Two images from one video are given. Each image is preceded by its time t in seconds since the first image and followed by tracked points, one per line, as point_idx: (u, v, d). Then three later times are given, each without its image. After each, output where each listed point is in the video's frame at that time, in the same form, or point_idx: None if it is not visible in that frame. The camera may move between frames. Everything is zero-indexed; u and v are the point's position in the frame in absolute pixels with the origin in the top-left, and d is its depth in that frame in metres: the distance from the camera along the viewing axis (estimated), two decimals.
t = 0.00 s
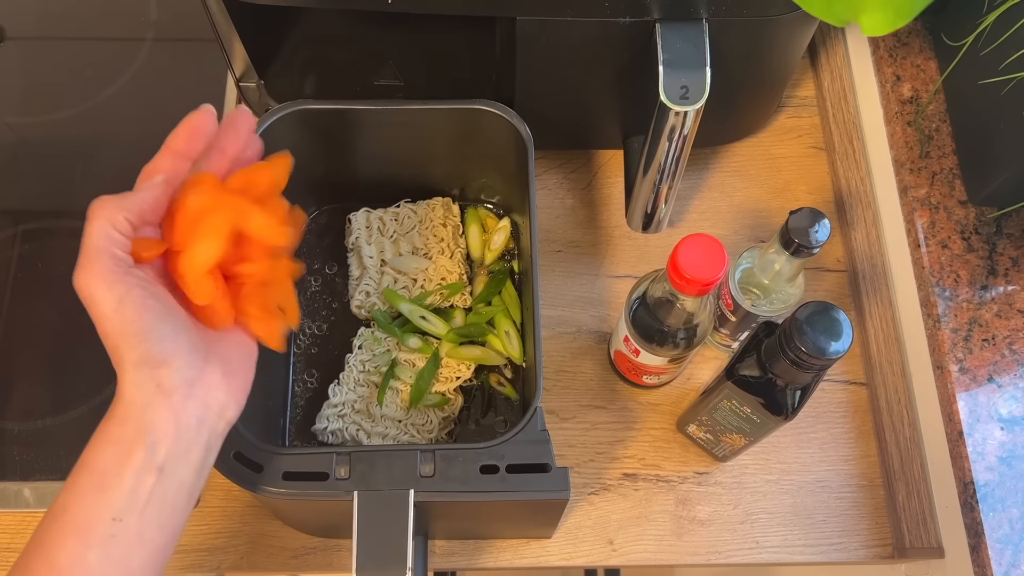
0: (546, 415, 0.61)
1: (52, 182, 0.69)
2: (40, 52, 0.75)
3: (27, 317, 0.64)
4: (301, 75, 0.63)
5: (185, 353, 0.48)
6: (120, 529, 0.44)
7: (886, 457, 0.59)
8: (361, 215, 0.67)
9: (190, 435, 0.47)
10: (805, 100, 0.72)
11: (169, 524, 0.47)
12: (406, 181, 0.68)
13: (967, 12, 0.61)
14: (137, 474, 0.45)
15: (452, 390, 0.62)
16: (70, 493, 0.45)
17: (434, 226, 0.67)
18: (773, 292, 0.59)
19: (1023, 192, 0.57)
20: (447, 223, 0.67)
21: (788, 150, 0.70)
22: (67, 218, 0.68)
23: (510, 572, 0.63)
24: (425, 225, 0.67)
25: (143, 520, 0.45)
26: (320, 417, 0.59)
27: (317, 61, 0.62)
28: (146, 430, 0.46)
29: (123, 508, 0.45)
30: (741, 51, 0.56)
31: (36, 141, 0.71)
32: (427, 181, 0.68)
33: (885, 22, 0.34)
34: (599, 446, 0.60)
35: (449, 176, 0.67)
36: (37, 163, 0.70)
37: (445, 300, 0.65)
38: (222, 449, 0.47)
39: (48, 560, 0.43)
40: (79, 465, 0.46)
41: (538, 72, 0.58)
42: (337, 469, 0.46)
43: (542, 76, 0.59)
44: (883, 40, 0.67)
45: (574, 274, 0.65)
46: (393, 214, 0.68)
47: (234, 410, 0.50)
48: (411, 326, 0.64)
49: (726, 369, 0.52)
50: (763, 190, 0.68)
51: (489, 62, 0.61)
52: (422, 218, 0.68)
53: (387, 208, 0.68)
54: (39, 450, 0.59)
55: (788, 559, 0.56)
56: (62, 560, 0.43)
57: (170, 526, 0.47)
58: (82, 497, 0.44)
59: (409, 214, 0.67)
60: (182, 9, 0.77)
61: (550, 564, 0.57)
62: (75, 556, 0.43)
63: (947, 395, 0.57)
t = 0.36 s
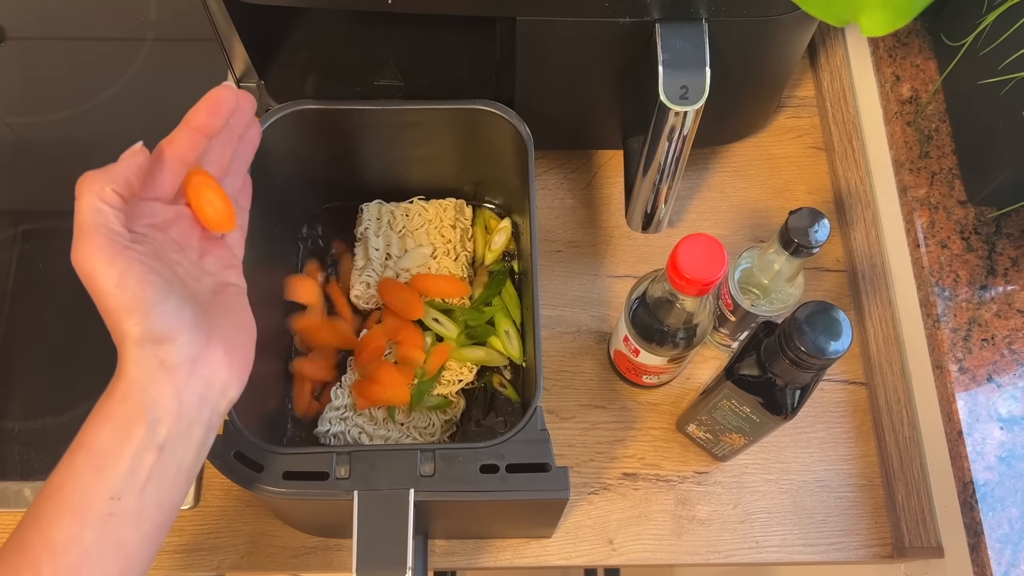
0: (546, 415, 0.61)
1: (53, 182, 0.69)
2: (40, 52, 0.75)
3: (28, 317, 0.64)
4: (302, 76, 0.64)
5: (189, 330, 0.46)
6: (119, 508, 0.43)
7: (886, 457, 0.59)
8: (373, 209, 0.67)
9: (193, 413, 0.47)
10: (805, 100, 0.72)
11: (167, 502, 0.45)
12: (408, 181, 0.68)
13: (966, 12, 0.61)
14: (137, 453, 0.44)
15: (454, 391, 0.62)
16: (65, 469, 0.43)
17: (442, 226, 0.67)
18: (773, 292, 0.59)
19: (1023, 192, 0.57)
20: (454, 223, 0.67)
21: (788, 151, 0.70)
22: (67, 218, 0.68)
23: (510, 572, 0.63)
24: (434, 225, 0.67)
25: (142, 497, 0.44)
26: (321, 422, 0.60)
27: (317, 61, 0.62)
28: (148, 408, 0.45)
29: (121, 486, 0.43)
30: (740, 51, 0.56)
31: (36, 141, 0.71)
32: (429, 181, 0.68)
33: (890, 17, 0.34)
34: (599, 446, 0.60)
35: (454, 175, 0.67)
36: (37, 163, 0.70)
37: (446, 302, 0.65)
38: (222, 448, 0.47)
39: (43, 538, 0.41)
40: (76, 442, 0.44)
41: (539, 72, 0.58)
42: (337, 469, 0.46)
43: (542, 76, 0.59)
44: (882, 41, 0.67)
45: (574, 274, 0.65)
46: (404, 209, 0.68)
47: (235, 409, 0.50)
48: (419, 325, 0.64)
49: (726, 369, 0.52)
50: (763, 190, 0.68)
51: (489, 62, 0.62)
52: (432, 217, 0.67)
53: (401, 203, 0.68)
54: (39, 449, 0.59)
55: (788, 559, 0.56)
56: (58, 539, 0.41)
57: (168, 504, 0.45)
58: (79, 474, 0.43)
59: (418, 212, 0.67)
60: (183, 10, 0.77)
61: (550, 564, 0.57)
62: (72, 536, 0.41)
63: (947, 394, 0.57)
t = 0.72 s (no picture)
0: (547, 414, 0.61)
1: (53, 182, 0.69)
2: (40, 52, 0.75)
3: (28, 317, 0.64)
4: (302, 76, 0.64)
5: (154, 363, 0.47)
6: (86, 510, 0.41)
7: (886, 456, 0.59)
8: (372, 209, 0.68)
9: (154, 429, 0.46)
10: (805, 100, 0.72)
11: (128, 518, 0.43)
12: (408, 181, 0.68)
13: (966, 12, 0.61)
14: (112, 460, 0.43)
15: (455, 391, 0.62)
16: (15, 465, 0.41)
17: (443, 226, 0.67)
18: (773, 291, 0.59)
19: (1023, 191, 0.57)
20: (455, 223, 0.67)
21: (788, 150, 0.70)
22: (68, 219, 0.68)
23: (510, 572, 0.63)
24: (436, 224, 0.67)
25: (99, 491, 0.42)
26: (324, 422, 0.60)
27: (317, 61, 0.62)
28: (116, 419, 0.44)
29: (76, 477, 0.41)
30: (740, 51, 0.56)
31: (36, 141, 0.71)
32: (429, 181, 0.68)
33: (889, 19, 0.34)
34: (599, 446, 0.60)
35: (453, 175, 0.67)
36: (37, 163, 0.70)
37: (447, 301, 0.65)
38: (223, 448, 0.47)
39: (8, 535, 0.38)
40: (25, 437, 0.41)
41: (539, 72, 0.58)
42: (337, 469, 0.46)
43: (543, 76, 0.59)
44: (882, 40, 0.67)
45: (574, 274, 0.65)
46: (405, 209, 0.68)
47: (235, 409, 0.50)
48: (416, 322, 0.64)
49: (726, 369, 0.52)
50: (763, 190, 0.68)
51: (489, 61, 0.62)
52: (433, 216, 0.68)
53: (403, 203, 0.68)
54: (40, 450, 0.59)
55: (788, 559, 0.56)
56: (12, 534, 0.38)
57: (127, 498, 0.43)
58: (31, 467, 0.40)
59: (418, 212, 0.68)
60: (183, 10, 0.77)
61: (550, 563, 0.57)
62: (27, 531, 0.39)
63: (947, 394, 0.57)
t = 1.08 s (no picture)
0: (546, 415, 0.61)
1: (53, 182, 0.69)
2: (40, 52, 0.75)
3: (27, 316, 0.64)
4: (301, 75, 0.64)
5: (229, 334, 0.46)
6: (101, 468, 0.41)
7: (886, 457, 0.59)
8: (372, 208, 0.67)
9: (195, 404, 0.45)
10: (805, 100, 0.72)
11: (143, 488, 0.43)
12: (408, 180, 0.68)
13: (967, 11, 0.61)
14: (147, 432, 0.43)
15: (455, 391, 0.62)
16: (50, 406, 0.42)
17: (443, 226, 0.67)
18: (773, 291, 0.59)
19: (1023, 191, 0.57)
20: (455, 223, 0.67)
21: (788, 150, 0.70)
22: (67, 218, 0.68)
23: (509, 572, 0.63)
24: (436, 224, 0.67)
25: (116, 440, 0.41)
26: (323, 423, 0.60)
27: (317, 61, 0.62)
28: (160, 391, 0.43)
29: (94, 422, 0.41)
30: (740, 51, 0.56)
31: (35, 140, 0.71)
32: (428, 181, 0.68)
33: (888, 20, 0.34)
34: (599, 446, 0.60)
35: (453, 175, 0.67)
36: (37, 163, 0.70)
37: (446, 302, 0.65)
38: (221, 449, 0.46)
39: (24, 471, 0.40)
40: (59, 379, 0.42)
41: (539, 71, 0.58)
42: (336, 469, 0.46)
43: (543, 75, 0.59)
44: (883, 40, 0.67)
45: (574, 274, 0.65)
46: (404, 209, 0.68)
47: (233, 409, 0.49)
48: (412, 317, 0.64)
49: (726, 369, 0.51)
50: (763, 190, 0.68)
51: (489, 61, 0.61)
52: (433, 216, 0.67)
53: (402, 202, 0.68)
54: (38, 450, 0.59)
55: (788, 559, 0.56)
56: (27, 469, 0.40)
57: (147, 453, 0.42)
58: (58, 407, 0.41)
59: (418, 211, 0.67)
60: (182, 9, 0.77)
61: (549, 564, 0.57)
62: (39, 468, 0.40)
63: (947, 394, 0.57)
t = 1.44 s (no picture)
0: (546, 414, 0.61)
1: (53, 182, 0.69)
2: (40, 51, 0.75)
3: (27, 316, 0.64)
4: (302, 75, 0.64)
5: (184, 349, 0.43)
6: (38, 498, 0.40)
7: (886, 456, 0.59)
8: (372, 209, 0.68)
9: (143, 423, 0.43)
10: (805, 99, 0.72)
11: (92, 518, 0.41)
12: (408, 180, 0.68)
13: (966, 11, 0.61)
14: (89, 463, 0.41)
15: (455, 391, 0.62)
16: None
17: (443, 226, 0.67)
18: (773, 291, 0.59)
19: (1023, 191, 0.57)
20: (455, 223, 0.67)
21: (788, 150, 0.70)
22: (67, 218, 0.68)
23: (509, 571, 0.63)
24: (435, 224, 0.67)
25: (53, 476, 0.40)
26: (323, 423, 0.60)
27: (317, 61, 0.62)
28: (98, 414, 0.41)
29: (30, 458, 0.40)
30: (740, 51, 0.56)
31: (35, 140, 0.71)
32: (428, 181, 0.68)
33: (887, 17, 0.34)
34: (599, 445, 0.60)
35: (453, 174, 0.67)
36: (37, 163, 0.70)
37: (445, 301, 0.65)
38: (222, 448, 0.46)
39: None
40: None
41: (539, 71, 0.58)
42: (337, 468, 0.46)
43: (543, 75, 0.59)
44: (883, 40, 0.67)
45: (574, 273, 0.65)
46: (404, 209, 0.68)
47: (233, 408, 0.49)
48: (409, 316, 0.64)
49: (726, 368, 0.52)
50: (763, 190, 0.68)
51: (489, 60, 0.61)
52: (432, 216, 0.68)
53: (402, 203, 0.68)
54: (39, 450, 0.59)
55: (788, 558, 0.56)
56: None
57: (92, 486, 0.41)
58: None
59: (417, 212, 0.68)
60: (183, 9, 0.77)
61: (550, 563, 0.57)
62: None
63: (946, 393, 0.57)
